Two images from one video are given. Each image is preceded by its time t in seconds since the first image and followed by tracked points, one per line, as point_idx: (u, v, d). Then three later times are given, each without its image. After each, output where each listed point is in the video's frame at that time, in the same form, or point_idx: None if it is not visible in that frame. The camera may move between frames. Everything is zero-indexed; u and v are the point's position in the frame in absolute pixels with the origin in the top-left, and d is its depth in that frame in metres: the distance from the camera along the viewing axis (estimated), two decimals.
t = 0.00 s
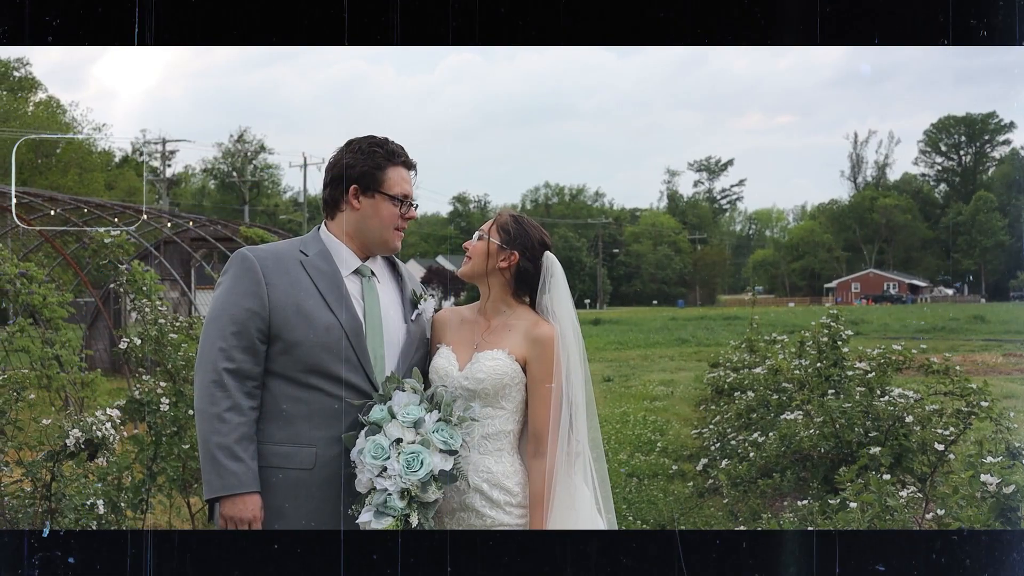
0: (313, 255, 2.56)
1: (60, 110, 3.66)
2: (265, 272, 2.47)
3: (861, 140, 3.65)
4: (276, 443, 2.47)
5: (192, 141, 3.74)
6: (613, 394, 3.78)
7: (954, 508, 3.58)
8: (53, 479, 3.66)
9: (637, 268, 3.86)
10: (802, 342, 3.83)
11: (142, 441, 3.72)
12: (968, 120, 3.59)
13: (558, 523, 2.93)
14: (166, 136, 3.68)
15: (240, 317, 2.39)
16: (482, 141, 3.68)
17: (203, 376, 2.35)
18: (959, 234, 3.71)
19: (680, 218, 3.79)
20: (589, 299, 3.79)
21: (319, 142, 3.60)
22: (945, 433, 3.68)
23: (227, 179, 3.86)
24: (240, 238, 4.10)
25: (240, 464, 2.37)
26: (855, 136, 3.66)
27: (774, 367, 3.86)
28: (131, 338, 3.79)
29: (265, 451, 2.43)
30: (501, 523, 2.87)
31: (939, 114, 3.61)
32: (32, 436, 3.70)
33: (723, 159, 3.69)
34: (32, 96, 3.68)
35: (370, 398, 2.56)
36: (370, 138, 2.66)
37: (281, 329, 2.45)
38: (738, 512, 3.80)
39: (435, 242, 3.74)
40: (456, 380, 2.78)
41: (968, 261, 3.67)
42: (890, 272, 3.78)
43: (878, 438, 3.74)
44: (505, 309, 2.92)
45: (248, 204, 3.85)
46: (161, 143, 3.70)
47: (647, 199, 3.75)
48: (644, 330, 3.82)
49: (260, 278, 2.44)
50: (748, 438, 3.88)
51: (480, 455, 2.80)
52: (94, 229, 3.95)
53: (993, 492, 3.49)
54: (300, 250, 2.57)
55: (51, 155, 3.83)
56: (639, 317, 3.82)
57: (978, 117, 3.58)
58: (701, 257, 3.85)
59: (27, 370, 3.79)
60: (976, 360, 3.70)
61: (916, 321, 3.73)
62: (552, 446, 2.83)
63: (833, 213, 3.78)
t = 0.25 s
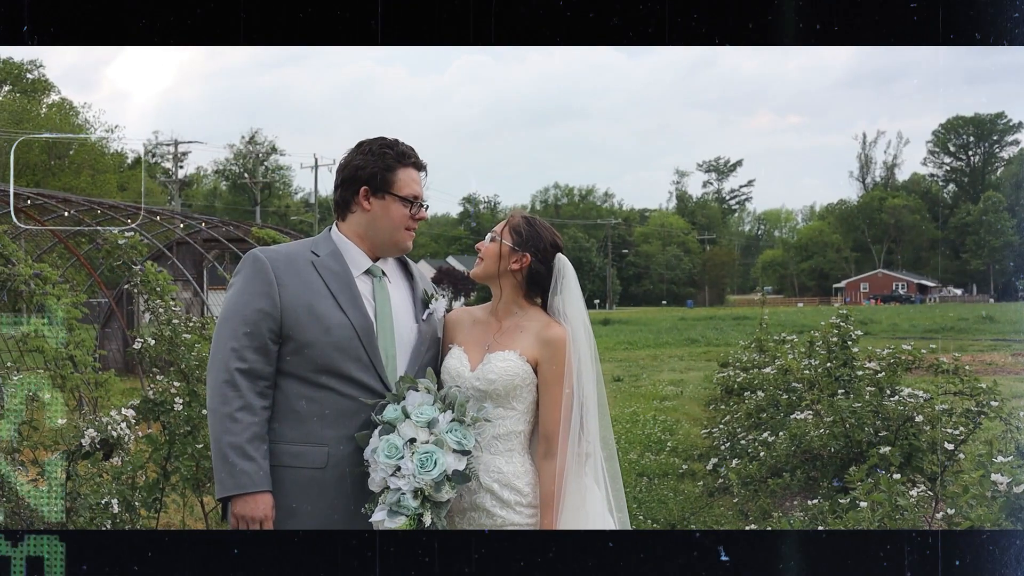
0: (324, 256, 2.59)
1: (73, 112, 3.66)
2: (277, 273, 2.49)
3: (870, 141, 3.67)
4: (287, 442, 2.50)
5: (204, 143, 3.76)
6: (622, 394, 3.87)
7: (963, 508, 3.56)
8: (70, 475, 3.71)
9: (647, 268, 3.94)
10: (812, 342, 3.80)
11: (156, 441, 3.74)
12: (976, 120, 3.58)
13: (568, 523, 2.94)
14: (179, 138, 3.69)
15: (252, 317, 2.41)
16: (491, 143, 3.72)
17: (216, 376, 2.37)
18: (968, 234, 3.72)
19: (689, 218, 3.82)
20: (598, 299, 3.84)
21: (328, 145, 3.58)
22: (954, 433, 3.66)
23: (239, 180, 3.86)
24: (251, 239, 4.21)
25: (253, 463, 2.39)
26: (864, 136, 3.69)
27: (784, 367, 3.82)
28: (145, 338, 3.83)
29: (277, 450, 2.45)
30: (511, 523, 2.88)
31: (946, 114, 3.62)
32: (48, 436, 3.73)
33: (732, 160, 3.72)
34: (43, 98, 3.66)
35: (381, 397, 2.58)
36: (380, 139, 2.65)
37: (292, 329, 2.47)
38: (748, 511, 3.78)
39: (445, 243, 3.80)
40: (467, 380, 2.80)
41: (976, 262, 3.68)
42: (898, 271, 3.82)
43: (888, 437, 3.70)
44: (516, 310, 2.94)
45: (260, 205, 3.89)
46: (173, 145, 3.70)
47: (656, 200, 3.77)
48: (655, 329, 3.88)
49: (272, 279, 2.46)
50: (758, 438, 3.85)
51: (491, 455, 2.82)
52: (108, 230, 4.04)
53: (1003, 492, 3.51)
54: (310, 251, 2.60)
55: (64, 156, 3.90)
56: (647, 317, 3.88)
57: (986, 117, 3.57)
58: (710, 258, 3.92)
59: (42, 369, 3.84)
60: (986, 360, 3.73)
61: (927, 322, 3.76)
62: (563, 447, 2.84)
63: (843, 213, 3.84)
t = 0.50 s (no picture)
0: (320, 257, 2.59)
1: (71, 114, 3.67)
2: (273, 274, 2.50)
3: (866, 142, 3.66)
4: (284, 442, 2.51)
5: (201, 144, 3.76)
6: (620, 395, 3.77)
7: (960, 509, 3.71)
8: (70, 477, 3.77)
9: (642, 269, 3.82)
10: (808, 344, 3.94)
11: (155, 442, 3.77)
12: (972, 123, 3.59)
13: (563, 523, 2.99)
14: (176, 139, 3.69)
15: (248, 319, 2.42)
16: (488, 145, 3.75)
17: (212, 377, 2.39)
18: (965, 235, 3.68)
19: (685, 220, 3.79)
20: (594, 301, 3.66)
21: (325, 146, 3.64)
22: (951, 434, 3.77)
23: (236, 181, 3.83)
24: (245, 239, 4.04)
25: (249, 464, 2.41)
26: (861, 138, 3.68)
27: (781, 368, 3.97)
28: (144, 339, 3.87)
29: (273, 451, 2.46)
30: (507, 523, 2.92)
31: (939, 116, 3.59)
32: (48, 437, 3.80)
33: (729, 162, 3.72)
34: (41, 100, 3.66)
35: (378, 398, 2.59)
36: (375, 144, 2.73)
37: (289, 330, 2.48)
38: (745, 512, 3.88)
39: (443, 244, 3.71)
40: (464, 382, 2.81)
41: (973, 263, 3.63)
42: (895, 273, 3.74)
43: (884, 438, 3.85)
44: (514, 313, 2.95)
45: (256, 206, 3.83)
46: (171, 146, 3.70)
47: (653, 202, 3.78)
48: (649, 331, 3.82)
49: (268, 280, 2.47)
50: (756, 438, 4.00)
51: (487, 458, 2.83)
52: (104, 231, 4.01)
53: (1000, 493, 3.65)
54: (307, 252, 2.60)
55: (61, 157, 3.85)
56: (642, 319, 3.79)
57: (982, 119, 3.58)
58: (706, 258, 3.86)
59: (41, 370, 3.92)
60: (981, 361, 3.74)
61: (923, 322, 3.72)
62: (558, 450, 2.87)
63: (838, 214, 3.80)
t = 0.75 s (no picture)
0: (321, 258, 2.60)
1: (74, 115, 3.66)
2: (275, 276, 2.50)
3: (870, 143, 3.68)
4: (286, 444, 2.51)
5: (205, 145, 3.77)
6: (622, 396, 3.86)
7: (962, 509, 3.60)
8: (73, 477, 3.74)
9: (647, 271, 3.91)
10: (811, 344, 3.84)
11: (158, 442, 3.75)
12: (977, 124, 3.59)
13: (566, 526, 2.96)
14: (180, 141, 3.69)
15: (250, 321, 2.42)
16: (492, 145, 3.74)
17: (214, 379, 2.39)
18: (968, 237, 3.73)
19: (690, 221, 3.83)
20: (598, 302, 3.83)
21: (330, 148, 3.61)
22: (954, 434, 3.70)
23: (239, 183, 3.86)
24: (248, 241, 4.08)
25: (252, 466, 2.41)
26: (864, 139, 3.69)
27: (784, 369, 3.88)
28: (147, 340, 3.84)
29: (275, 452, 2.46)
30: (509, 526, 2.89)
31: (945, 117, 3.62)
32: (50, 438, 3.75)
33: (732, 163, 3.73)
34: (43, 101, 3.65)
35: (379, 399, 2.59)
36: (377, 141, 2.66)
37: (291, 332, 2.48)
38: (747, 512, 3.79)
39: (446, 245, 3.78)
40: (466, 383, 2.81)
41: (975, 264, 3.70)
42: (898, 274, 3.81)
43: (887, 439, 3.75)
44: (515, 314, 2.95)
45: (261, 208, 3.89)
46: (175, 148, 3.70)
47: (657, 204, 3.80)
48: (655, 333, 3.90)
49: (270, 282, 2.48)
50: (759, 440, 3.86)
51: (489, 459, 2.83)
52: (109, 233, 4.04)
53: (1001, 493, 3.54)
54: (308, 254, 2.61)
55: (65, 160, 3.90)
56: (647, 320, 3.90)
57: (986, 120, 3.58)
58: (709, 260, 3.89)
59: (44, 372, 3.85)
60: (985, 361, 3.74)
61: (927, 323, 3.77)
62: (562, 451, 2.86)
63: (843, 215, 3.82)
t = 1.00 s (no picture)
0: (319, 256, 2.59)
1: (72, 112, 3.70)
2: (273, 274, 2.49)
3: (868, 140, 3.68)
4: (284, 442, 2.51)
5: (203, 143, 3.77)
6: (621, 393, 3.82)
7: (960, 507, 3.62)
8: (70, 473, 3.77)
9: (644, 268, 3.88)
10: (809, 342, 3.86)
11: (156, 440, 3.76)
12: (974, 120, 3.62)
13: (565, 522, 2.97)
14: (178, 137, 3.74)
15: (247, 319, 2.41)
16: (491, 142, 3.72)
17: (212, 378, 2.38)
18: (966, 234, 3.74)
19: (688, 218, 3.83)
20: (596, 299, 3.79)
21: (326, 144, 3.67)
22: (951, 432, 3.73)
23: (238, 180, 3.86)
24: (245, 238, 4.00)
25: (249, 464, 2.40)
26: (862, 136, 3.70)
27: (782, 366, 3.89)
28: (144, 338, 3.83)
29: (273, 450, 2.46)
30: (508, 522, 2.90)
31: (944, 114, 3.65)
32: (48, 435, 3.79)
33: (730, 159, 3.72)
34: (43, 98, 3.70)
35: (377, 397, 2.59)
36: (375, 141, 2.74)
37: (288, 330, 2.47)
38: (746, 510, 3.81)
39: (445, 243, 3.73)
40: (463, 380, 2.81)
41: (973, 261, 3.70)
42: (897, 271, 3.80)
43: (885, 436, 3.79)
44: (514, 311, 2.94)
45: (259, 205, 3.87)
46: (173, 144, 3.75)
47: (655, 200, 3.80)
48: (650, 329, 3.87)
49: (267, 280, 2.46)
50: (756, 437, 3.89)
51: (488, 455, 2.83)
52: (107, 230, 4.00)
53: (997, 490, 3.54)
54: (306, 251, 2.60)
55: (63, 156, 3.90)
56: (647, 317, 3.86)
57: (984, 117, 3.61)
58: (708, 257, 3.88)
59: (42, 369, 3.87)
60: (982, 359, 3.74)
61: (924, 320, 3.76)
62: (559, 447, 2.87)
63: (842, 212, 3.81)
